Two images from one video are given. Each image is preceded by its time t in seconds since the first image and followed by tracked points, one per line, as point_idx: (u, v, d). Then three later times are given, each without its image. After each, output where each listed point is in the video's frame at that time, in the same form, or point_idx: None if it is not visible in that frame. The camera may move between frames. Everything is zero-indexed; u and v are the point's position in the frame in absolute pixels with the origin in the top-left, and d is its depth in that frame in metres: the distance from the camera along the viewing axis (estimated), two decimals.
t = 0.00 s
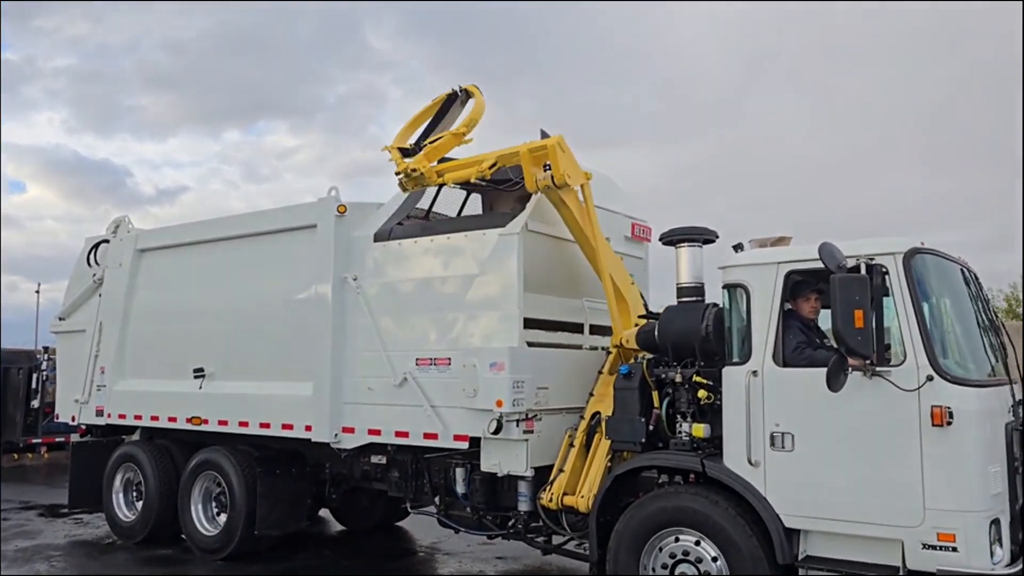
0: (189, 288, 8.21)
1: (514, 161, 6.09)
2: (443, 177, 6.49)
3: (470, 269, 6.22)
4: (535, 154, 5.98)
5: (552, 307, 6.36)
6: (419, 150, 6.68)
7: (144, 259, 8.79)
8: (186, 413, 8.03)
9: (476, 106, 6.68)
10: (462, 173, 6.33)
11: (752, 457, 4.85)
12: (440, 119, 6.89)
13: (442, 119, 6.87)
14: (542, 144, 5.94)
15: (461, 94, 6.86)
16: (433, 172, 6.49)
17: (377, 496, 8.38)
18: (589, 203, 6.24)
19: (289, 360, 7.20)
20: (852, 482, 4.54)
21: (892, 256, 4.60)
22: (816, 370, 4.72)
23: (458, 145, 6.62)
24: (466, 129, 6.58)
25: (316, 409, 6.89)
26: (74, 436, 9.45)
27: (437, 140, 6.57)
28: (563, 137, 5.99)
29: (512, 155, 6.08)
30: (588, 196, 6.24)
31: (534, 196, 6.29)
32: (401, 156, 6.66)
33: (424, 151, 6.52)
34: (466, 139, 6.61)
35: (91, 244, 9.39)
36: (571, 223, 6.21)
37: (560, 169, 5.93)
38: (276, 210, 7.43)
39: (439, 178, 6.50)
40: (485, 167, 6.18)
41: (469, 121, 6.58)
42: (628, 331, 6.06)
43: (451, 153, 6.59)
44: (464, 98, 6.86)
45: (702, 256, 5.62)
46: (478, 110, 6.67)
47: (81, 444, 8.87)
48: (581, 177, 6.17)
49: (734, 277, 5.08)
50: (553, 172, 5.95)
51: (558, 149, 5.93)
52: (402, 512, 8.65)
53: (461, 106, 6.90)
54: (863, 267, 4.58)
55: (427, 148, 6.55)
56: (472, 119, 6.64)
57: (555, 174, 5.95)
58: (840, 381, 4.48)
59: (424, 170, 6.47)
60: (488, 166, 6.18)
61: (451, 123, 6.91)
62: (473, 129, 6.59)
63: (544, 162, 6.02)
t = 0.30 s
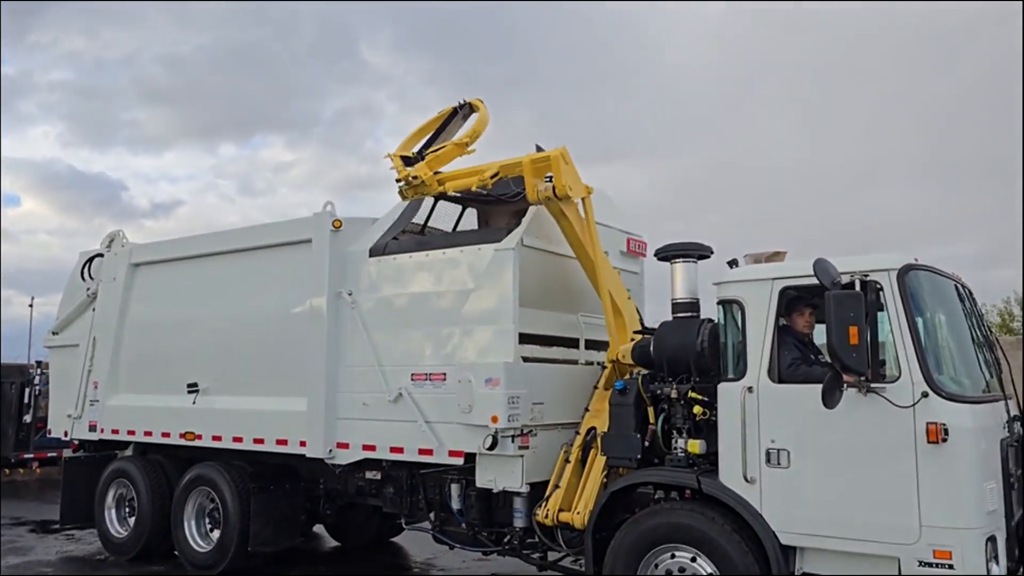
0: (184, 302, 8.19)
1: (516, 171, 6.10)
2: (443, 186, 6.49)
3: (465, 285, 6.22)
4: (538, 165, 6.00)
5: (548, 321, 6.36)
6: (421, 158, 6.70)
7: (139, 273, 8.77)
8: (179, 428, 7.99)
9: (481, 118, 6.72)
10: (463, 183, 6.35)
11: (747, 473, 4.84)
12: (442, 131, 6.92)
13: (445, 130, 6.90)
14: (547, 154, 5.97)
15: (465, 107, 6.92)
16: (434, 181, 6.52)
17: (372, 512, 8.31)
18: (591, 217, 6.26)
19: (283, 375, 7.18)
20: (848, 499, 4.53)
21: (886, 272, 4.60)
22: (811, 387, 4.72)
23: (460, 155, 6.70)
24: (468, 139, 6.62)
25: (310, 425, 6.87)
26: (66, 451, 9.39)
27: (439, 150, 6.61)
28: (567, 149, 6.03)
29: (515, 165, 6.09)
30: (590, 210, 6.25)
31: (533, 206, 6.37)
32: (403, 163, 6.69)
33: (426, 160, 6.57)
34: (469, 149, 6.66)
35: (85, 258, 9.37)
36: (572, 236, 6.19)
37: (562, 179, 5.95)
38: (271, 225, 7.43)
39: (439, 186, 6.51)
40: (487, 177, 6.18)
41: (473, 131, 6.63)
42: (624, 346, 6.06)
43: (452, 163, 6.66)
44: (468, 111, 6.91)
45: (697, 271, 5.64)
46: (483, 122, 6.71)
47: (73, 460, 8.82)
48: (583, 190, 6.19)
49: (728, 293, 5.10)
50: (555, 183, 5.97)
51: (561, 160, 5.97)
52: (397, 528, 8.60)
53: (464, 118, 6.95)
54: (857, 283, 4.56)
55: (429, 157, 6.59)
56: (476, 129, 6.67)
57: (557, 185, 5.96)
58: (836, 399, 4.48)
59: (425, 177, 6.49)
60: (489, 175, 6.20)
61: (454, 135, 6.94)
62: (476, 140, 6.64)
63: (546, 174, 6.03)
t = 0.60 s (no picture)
0: (179, 313, 8.17)
1: (503, 185, 6.12)
2: (433, 203, 6.52)
3: (461, 295, 6.22)
4: (525, 178, 6.03)
5: (542, 331, 6.36)
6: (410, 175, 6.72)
7: (134, 283, 8.75)
8: (173, 439, 7.95)
9: (468, 134, 6.73)
10: (454, 198, 6.37)
11: (744, 483, 4.83)
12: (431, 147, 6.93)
13: (433, 146, 6.91)
14: (532, 167, 5.98)
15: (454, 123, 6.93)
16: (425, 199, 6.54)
17: (367, 523, 8.27)
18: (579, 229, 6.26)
19: (278, 385, 7.15)
20: (845, 509, 4.52)
21: (881, 282, 4.60)
22: (807, 397, 4.72)
23: (449, 171, 6.69)
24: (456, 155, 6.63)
25: (305, 435, 6.84)
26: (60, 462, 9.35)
27: (427, 166, 6.62)
28: (552, 162, 6.03)
29: (502, 179, 6.11)
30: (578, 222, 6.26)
31: (526, 218, 6.33)
32: (392, 182, 6.72)
33: (414, 177, 6.58)
34: (456, 165, 6.66)
35: (80, 268, 9.35)
36: (562, 248, 6.22)
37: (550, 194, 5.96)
38: (267, 235, 7.42)
39: (430, 203, 6.53)
40: (474, 192, 6.21)
41: (461, 148, 6.64)
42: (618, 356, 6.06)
43: (442, 178, 6.66)
44: (456, 127, 6.91)
45: (693, 282, 5.64)
46: (470, 137, 6.72)
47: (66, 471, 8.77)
48: (570, 203, 6.19)
49: (724, 303, 5.11)
50: (541, 197, 5.98)
51: (546, 174, 5.98)
52: (392, 540, 8.57)
53: (453, 134, 6.95)
54: (852, 293, 4.60)
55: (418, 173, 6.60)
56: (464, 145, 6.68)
57: (543, 198, 5.97)
58: (831, 408, 4.49)
59: (415, 196, 6.52)
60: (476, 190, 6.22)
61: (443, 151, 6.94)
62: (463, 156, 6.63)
63: (533, 187, 6.05)
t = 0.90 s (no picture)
0: (175, 319, 8.15)
1: (508, 188, 6.13)
2: (436, 205, 6.53)
3: (458, 301, 6.21)
4: (530, 183, 6.03)
5: (540, 337, 6.35)
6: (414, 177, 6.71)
7: (130, 289, 8.74)
8: (169, 446, 7.93)
9: (474, 139, 6.74)
10: (455, 202, 6.37)
11: (741, 490, 4.83)
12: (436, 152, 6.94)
13: (438, 150, 6.91)
14: (538, 172, 5.99)
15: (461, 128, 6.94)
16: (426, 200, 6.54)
17: (365, 531, 8.25)
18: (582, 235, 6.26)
19: (275, 392, 7.14)
20: (843, 516, 4.52)
21: (879, 289, 4.61)
22: (804, 405, 4.71)
23: (454, 174, 6.70)
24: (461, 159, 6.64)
25: (302, 442, 6.82)
26: (55, 469, 9.31)
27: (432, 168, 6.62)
28: (558, 167, 6.05)
29: (507, 182, 6.12)
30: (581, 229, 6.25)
31: (524, 224, 6.31)
32: (397, 182, 6.69)
33: (420, 178, 6.57)
34: (462, 169, 6.67)
35: (76, 274, 9.33)
36: (563, 254, 6.21)
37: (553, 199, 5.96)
38: (263, 241, 7.41)
39: (432, 204, 6.54)
40: (480, 195, 6.20)
41: (467, 152, 6.65)
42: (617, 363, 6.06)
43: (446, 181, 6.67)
44: (462, 132, 6.93)
45: (689, 289, 5.64)
46: (477, 142, 6.74)
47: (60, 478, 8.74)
48: (573, 209, 6.19)
49: (721, 310, 5.10)
50: (546, 201, 5.97)
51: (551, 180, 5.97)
52: (389, 548, 8.54)
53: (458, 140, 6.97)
54: (849, 300, 4.61)
55: (423, 175, 6.59)
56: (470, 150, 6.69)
57: (548, 203, 5.96)
58: (829, 416, 4.48)
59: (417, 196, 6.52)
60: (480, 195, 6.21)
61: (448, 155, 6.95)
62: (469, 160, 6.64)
63: (538, 192, 6.05)
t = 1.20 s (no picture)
0: (173, 323, 8.14)
1: (501, 195, 6.13)
2: (431, 212, 6.50)
3: (457, 305, 6.21)
4: (525, 188, 6.03)
5: (538, 341, 6.35)
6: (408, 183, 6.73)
7: (127, 293, 8.73)
8: (166, 451, 7.91)
9: (467, 143, 6.75)
10: (450, 207, 6.38)
11: (740, 494, 4.83)
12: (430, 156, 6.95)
13: (432, 155, 6.93)
14: (532, 177, 5.99)
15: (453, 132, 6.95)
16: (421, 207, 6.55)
17: (363, 536, 8.24)
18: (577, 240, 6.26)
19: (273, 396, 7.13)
20: (841, 520, 4.52)
21: (876, 293, 4.61)
22: (802, 409, 4.72)
23: (447, 180, 6.72)
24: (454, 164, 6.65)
25: (299, 446, 6.81)
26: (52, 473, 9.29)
27: (426, 175, 6.64)
28: (552, 172, 6.05)
29: (500, 188, 6.13)
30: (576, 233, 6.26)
31: (521, 227, 6.30)
32: (390, 190, 6.71)
33: (413, 186, 6.59)
34: (455, 174, 6.69)
35: (74, 278, 9.32)
36: (558, 259, 6.22)
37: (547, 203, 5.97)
38: (261, 245, 7.41)
39: (427, 212, 6.52)
40: (473, 202, 6.21)
41: (459, 157, 6.65)
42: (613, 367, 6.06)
43: (439, 187, 6.68)
44: (454, 137, 6.94)
45: (688, 293, 5.64)
46: (468, 147, 6.74)
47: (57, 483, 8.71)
48: (568, 213, 6.19)
49: (719, 314, 5.11)
50: (540, 207, 5.98)
51: (544, 184, 5.99)
52: (387, 552, 8.53)
53: (451, 143, 6.98)
54: (847, 303, 4.60)
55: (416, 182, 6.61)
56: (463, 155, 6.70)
57: (543, 208, 5.97)
58: (827, 419, 4.47)
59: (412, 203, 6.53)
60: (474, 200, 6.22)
61: (442, 159, 6.97)
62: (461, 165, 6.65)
63: (532, 197, 6.06)
